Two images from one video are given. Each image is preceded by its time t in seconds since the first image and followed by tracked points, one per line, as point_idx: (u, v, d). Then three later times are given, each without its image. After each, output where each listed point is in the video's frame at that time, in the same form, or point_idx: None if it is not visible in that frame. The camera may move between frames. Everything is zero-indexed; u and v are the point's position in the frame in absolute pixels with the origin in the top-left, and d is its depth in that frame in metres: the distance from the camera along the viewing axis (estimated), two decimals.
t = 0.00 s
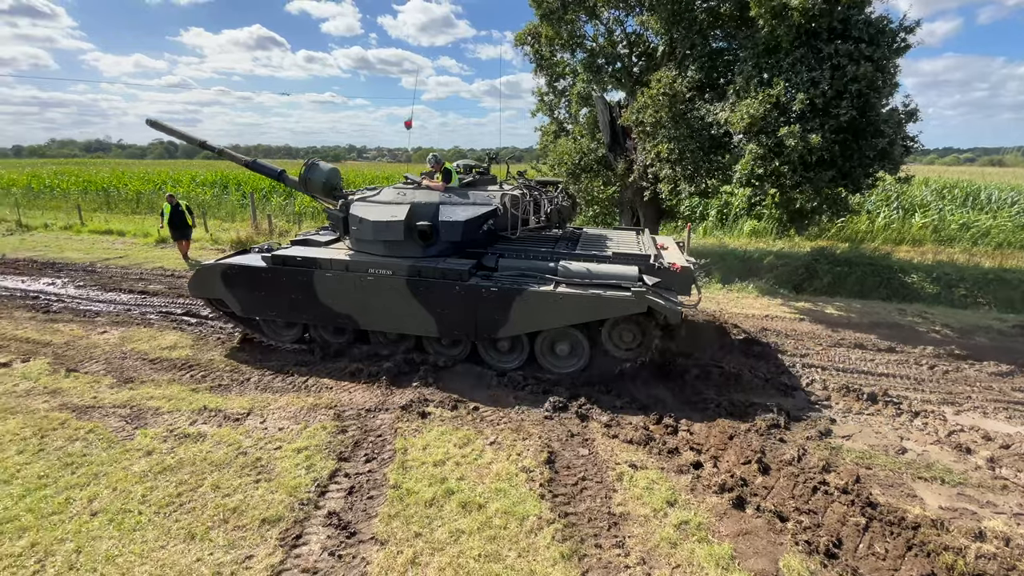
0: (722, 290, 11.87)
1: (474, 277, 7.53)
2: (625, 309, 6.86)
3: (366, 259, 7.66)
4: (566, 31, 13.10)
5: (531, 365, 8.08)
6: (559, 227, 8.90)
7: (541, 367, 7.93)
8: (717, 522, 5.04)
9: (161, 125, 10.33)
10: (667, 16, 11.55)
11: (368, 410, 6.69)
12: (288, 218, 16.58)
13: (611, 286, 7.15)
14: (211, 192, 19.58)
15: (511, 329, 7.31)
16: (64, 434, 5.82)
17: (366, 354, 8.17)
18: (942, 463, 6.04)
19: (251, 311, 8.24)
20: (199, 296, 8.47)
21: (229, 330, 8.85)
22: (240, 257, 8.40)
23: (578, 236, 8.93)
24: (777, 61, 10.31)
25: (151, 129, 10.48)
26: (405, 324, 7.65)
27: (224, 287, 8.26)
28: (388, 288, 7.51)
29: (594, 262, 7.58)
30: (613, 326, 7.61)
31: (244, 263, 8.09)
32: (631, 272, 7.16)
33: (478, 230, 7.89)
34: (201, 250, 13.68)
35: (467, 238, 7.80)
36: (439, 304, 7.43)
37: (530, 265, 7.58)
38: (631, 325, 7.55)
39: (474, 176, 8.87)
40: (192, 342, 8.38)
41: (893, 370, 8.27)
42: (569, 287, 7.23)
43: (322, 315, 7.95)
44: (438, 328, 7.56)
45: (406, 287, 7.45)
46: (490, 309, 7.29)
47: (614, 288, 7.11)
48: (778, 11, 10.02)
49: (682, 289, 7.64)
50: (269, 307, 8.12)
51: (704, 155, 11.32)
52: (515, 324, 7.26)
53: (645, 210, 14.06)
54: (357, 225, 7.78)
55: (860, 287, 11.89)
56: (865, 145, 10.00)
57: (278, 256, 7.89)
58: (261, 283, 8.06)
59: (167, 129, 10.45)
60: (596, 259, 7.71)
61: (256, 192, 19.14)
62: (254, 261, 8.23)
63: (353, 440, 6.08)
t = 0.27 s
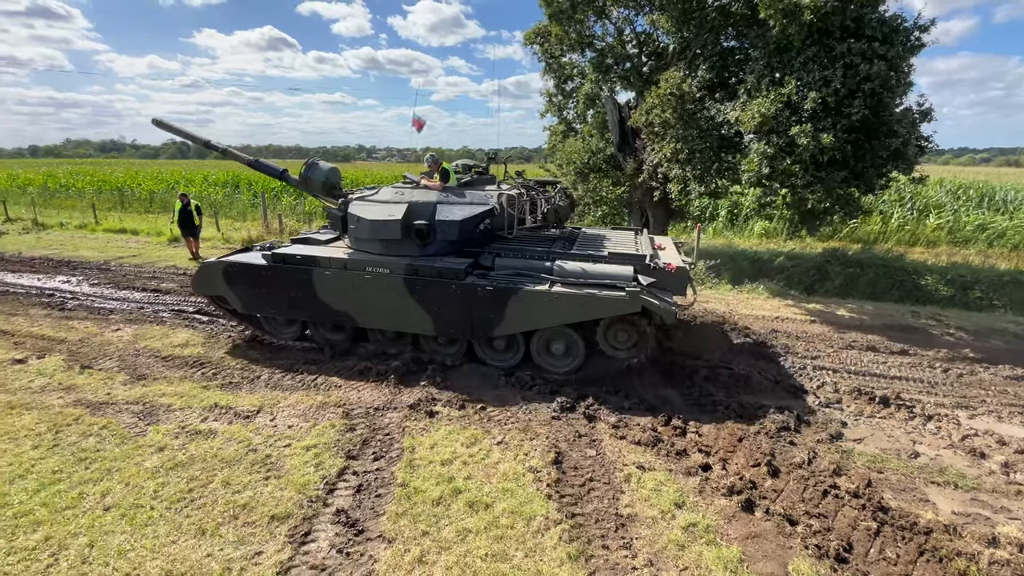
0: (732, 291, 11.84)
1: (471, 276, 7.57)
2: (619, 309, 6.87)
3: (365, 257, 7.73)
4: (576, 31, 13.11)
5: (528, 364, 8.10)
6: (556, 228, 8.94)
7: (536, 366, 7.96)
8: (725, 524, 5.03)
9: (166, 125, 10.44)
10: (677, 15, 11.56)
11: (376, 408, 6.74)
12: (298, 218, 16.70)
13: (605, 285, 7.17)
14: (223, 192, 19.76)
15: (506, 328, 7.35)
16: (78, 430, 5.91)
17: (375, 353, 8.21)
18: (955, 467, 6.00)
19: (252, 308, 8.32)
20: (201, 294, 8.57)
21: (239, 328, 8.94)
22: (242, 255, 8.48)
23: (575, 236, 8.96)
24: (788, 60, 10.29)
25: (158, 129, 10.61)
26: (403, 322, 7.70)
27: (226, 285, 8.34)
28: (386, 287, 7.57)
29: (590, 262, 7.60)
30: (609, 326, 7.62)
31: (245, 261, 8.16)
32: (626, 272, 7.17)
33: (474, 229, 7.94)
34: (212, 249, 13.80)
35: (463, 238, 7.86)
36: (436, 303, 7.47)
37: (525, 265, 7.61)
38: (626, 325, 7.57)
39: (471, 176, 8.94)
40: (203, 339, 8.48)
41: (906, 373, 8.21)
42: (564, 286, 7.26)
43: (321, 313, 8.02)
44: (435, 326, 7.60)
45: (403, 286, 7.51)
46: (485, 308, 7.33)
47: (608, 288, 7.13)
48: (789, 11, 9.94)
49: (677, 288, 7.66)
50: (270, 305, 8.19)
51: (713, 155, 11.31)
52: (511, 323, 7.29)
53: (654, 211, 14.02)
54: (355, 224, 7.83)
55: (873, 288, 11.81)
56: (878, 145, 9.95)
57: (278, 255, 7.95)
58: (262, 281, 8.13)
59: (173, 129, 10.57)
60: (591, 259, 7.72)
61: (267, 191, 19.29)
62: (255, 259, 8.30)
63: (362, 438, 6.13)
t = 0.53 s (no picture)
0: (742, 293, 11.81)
1: (468, 274, 7.61)
2: (614, 308, 6.90)
3: (364, 256, 7.81)
4: (585, 31, 13.10)
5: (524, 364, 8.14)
6: (554, 227, 8.99)
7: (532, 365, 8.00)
8: (735, 527, 5.02)
9: (172, 126, 10.54)
10: (689, 14, 11.58)
11: (386, 407, 6.77)
12: (308, 218, 16.81)
13: (602, 285, 7.19)
14: (234, 192, 19.90)
15: (502, 326, 7.39)
16: (93, 426, 5.99)
17: (384, 353, 8.21)
18: (970, 472, 5.95)
19: (253, 305, 8.41)
20: (204, 291, 8.67)
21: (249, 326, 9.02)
22: (244, 253, 8.58)
23: (574, 235, 8.98)
24: (800, 59, 10.24)
25: (164, 129, 10.71)
26: (400, 320, 7.75)
27: (227, 282, 8.43)
28: (384, 285, 7.63)
29: (586, 262, 7.62)
30: (605, 326, 7.66)
31: (247, 259, 8.27)
32: (622, 272, 7.19)
33: (472, 229, 8.00)
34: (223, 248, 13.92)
35: (462, 237, 7.92)
36: (433, 302, 7.52)
37: (522, 264, 7.64)
38: (623, 325, 7.60)
39: (470, 176, 8.98)
40: (215, 338, 8.56)
41: (919, 376, 8.14)
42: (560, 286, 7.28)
43: (320, 310, 8.09)
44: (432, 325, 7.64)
45: (402, 284, 7.56)
46: (482, 306, 7.37)
47: (605, 288, 7.15)
48: (801, 11, 9.91)
49: (673, 289, 7.69)
50: (271, 302, 8.28)
51: (724, 155, 11.26)
52: (508, 321, 7.33)
53: (663, 210, 13.97)
54: (354, 222, 7.91)
55: (886, 290, 11.72)
56: (892, 144, 9.87)
57: (278, 252, 8.05)
58: (262, 279, 8.22)
59: (179, 129, 10.66)
60: (588, 258, 7.74)
61: (279, 191, 19.41)
62: (257, 257, 8.40)
63: (371, 436, 6.16)
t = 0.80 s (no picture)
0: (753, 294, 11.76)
1: (466, 273, 7.63)
2: (610, 308, 6.88)
3: (364, 254, 7.88)
4: (595, 31, 13.09)
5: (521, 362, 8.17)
6: (551, 225, 9.23)
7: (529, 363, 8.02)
8: (746, 530, 5.01)
9: (178, 125, 10.63)
10: (700, 13, 11.57)
11: (395, 406, 6.81)
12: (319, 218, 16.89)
13: (598, 285, 7.18)
14: (245, 191, 20.03)
15: (500, 324, 7.41)
16: (107, 422, 6.05)
17: (393, 352, 8.25)
18: (985, 476, 5.90)
19: (255, 303, 8.48)
20: (208, 289, 8.75)
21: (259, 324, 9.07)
22: (246, 251, 8.66)
23: (573, 235, 8.96)
24: (813, 59, 10.19)
25: (170, 128, 10.79)
26: (399, 318, 7.80)
27: (230, 280, 8.51)
28: (383, 283, 7.69)
29: (584, 261, 7.60)
30: (602, 325, 7.67)
31: (250, 257, 8.35)
32: (619, 272, 7.18)
33: (471, 228, 8.02)
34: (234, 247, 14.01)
35: (460, 236, 7.94)
36: (432, 300, 7.56)
37: (520, 263, 7.64)
38: (620, 324, 7.61)
39: (469, 176, 8.95)
40: (227, 336, 8.63)
41: (934, 380, 8.07)
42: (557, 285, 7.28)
43: (321, 307, 8.15)
44: (430, 323, 7.68)
45: (400, 283, 7.62)
46: (479, 304, 7.40)
47: (601, 288, 7.14)
48: (813, 10, 9.90)
49: (671, 289, 7.64)
50: (272, 299, 8.35)
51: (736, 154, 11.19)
52: (505, 319, 7.35)
53: (673, 210, 13.90)
54: (354, 221, 7.98)
55: (899, 292, 11.63)
56: (907, 144, 9.86)
57: (280, 250, 8.12)
58: (264, 277, 8.29)
59: (185, 129, 10.75)
60: (586, 258, 7.73)
61: (289, 191, 19.52)
62: (259, 255, 8.48)
63: (380, 435, 6.20)
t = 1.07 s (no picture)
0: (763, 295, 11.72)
1: (463, 272, 7.65)
2: (606, 307, 6.88)
3: (363, 253, 7.92)
4: (604, 31, 13.09)
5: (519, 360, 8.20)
6: (548, 224, 9.20)
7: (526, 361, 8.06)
8: (756, 533, 4.99)
9: (184, 126, 10.73)
10: (710, 12, 11.55)
11: (404, 405, 6.84)
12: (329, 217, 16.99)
13: (594, 283, 7.19)
14: (256, 190, 20.18)
15: (497, 322, 7.44)
16: (121, 418, 6.13)
17: (402, 351, 8.28)
18: (1000, 480, 5.85)
19: (257, 301, 8.53)
20: (210, 286, 8.81)
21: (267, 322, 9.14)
22: (249, 249, 8.72)
23: (570, 235, 8.97)
24: (827, 58, 10.11)
25: (176, 128, 10.88)
26: (397, 317, 7.84)
27: (232, 277, 8.58)
28: (382, 281, 7.73)
29: (580, 260, 7.61)
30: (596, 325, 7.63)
31: (252, 255, 8.42)
32: (615, 271, 7.18)
33: (469, 227, 8.05)
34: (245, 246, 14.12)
35: (458, 235, 7.98)
36: (429, 298, 7.59)
37: (516, 261, 7.66)
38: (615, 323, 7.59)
39: (468, 176, 8.95)
40: (238, 334, 8.70)
41: (948, 383, 8.00)
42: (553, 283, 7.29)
43: (321, 305, 8.21)
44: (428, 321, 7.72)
45: (398, 281, 7.66)
46: (476, 303, 7.42)
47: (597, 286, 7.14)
48: (827, 9, 9.82)
49: (667, 289, 7.62)
50: (274, 297, 8.41)
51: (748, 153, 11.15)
52: (502, 317, 7.37)
53: (682, 210, 13.95)
54: (354, 220, 8.02)
55: (913, 294, 11.54)
56: (920, 144, 9.82)
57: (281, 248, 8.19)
58: (266, 274, 8.36)
59: (192, 129, 10.85)
60: (583, 256, 7.73)
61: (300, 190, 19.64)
62: (261, 254, 8.54)
63: (389, 433, 6.23)
